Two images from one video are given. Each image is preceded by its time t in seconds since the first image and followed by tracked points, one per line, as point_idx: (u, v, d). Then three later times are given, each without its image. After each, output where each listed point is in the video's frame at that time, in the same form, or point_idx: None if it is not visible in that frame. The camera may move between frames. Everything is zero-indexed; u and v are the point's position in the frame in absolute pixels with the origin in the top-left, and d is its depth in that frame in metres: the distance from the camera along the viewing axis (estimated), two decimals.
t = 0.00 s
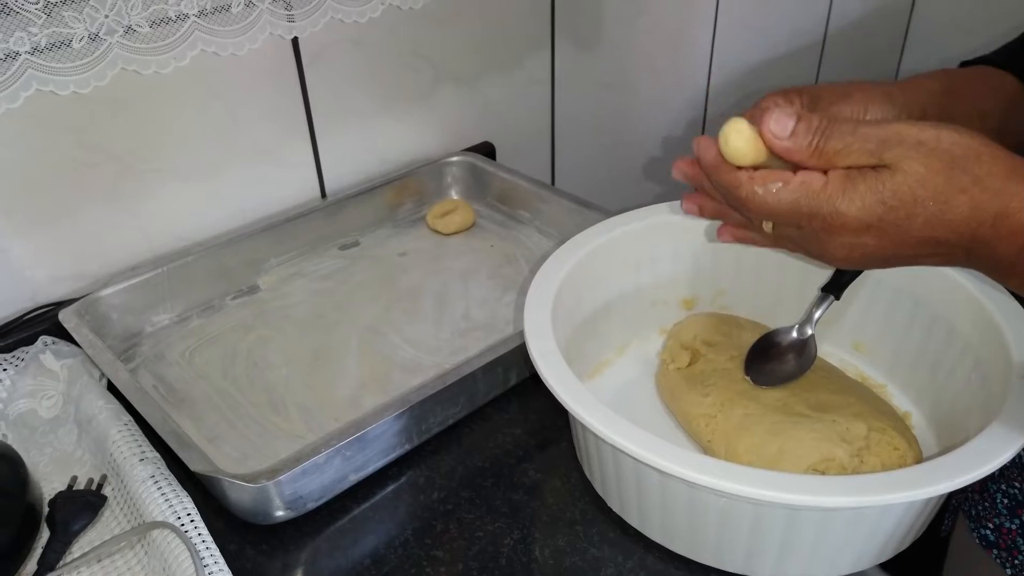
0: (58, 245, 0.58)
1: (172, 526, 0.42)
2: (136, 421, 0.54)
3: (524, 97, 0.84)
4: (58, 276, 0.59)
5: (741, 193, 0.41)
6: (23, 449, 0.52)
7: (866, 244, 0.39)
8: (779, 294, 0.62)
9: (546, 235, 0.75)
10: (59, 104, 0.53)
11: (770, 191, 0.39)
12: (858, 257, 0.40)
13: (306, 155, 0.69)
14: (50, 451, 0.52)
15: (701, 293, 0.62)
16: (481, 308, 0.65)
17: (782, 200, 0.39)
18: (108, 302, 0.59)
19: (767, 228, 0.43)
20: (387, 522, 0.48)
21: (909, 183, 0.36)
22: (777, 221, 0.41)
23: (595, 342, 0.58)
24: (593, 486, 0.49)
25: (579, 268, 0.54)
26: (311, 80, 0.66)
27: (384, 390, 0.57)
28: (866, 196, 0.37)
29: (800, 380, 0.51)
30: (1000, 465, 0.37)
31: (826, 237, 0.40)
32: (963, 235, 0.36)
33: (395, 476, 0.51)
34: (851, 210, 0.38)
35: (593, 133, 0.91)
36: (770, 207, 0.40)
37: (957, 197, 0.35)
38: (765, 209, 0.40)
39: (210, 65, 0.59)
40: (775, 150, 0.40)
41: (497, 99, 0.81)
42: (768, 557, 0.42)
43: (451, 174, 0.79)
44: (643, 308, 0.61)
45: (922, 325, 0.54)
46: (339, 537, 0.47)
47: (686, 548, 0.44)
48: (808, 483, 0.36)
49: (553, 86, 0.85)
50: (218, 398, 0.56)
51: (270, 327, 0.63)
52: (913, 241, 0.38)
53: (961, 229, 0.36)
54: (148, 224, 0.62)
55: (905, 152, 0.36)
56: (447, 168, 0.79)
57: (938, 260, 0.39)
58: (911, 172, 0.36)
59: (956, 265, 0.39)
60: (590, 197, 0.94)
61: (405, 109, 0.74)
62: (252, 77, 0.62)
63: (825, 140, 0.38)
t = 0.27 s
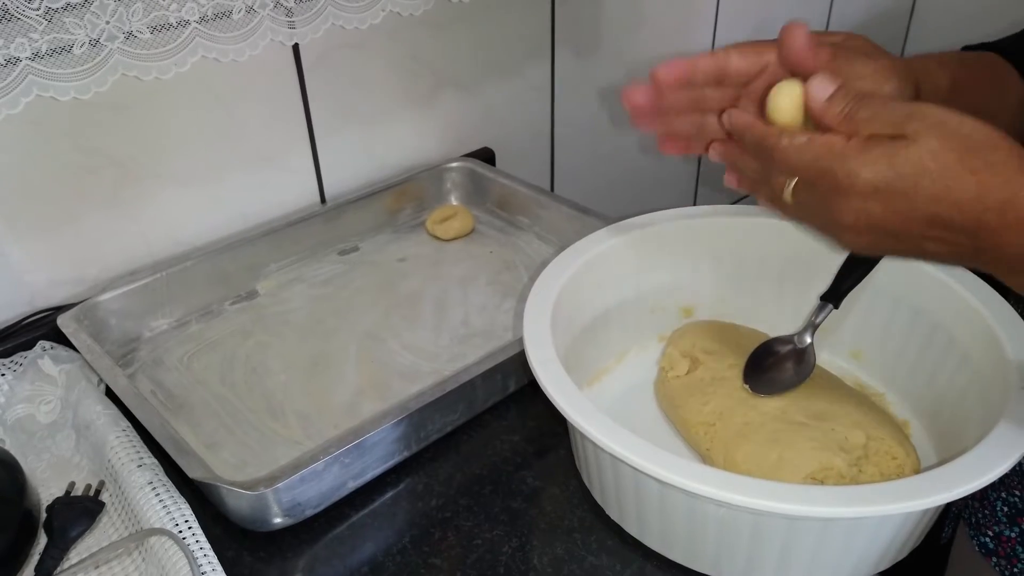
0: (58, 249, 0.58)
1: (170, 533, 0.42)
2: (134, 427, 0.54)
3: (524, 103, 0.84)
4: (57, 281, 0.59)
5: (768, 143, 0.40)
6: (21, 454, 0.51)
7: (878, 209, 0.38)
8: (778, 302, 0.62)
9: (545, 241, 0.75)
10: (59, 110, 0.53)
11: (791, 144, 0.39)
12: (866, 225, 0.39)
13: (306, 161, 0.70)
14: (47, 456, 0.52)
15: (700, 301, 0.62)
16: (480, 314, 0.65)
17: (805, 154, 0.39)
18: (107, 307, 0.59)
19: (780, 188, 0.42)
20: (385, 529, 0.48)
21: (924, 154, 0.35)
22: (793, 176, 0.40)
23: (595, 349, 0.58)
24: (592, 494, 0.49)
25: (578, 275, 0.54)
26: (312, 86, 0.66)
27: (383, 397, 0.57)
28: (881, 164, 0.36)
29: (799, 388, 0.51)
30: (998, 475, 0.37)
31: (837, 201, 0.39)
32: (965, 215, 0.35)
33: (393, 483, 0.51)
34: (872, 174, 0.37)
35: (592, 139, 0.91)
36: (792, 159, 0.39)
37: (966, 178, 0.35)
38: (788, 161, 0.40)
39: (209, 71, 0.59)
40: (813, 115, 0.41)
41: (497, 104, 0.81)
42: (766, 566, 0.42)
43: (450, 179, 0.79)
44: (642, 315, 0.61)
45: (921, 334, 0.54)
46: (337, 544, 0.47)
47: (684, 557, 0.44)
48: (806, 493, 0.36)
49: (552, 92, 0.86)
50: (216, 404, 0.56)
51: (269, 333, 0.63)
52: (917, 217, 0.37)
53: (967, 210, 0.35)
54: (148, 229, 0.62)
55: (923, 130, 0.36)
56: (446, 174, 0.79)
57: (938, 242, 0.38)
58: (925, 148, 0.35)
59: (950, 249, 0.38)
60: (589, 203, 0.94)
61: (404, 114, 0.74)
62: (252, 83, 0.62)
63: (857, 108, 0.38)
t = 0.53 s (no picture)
0: (58, 253, 0.58)
1: (171, 536, 0.42)
2: (135, 430, 0.54)
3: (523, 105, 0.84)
4: (58, 285, 0.59)
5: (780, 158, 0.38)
6: (23, 457, 0.52)
7: (901, 208, 0.36)
8: (778, 303, 0.62)
9: (545, 243, 0.75)
10: (60, 114, 0.54)
11: (809, 155, 0.37)
12: (856, 240, 0.40)
13: (307, 164, 0.70)
14: (49, 460, 0.52)
15: (701, 303, 0.62)
16: (480, 316, 0.65)
17: (819, 164, 0.37)
18: (108, 310, 0.59)
19: (793, 204, 0.40)
20: (386, 532, 0.48)
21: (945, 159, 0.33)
22: (811, 189, 0.38)
23: (595, 351, 0.58)
24: (592, 496, 0.49)
25: (578, 278, 0.54)
26: (312, 89, 0.66)
27: (384, 399, 0.57)
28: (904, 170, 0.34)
29: (799, 390, 0.51)
30: (997, 477, 0.37)
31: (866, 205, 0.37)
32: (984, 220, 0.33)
33: (394, 486, 0.51)
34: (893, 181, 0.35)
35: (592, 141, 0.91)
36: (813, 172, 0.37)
37: (991, 178, 0.32)
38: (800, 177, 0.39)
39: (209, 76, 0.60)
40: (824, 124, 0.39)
41: (496, 107, 0.82)
42: (767, 569, 0.42)
43: (450, 182, 0.79)
44: (641, 317, 0.61)
45: (921, 336, 0.54)
46: (338, 547, 0.47)
47: (685, 559, 0.44)
48: (807, 495, 0.37)
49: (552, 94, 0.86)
50: (217, 407, 0.56)
51: (270, 336, 0.63)
52: (941, 220, 0.35)
53: (982, 216, 0.33)
54: (149, 233, 0.63)
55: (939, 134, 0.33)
56: (446, 177, 0.79)
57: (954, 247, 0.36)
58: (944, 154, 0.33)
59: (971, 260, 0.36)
60: (589, 205, 0.94)
61: (404, 117, 0.74)
62: (251, 86, 0.62)
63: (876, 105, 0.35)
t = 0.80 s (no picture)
0: (59, 254, 0.58)
1: (170, 538, 0.42)
2: (135, 432, 0.54)
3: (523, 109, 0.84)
4: (57, 286, 0.59)
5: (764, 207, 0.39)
6: (22, 459, 0.52)
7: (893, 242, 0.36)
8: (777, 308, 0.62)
9: (545, 246, 0.75)
10: (61, 116, 0.54)
11: (786, 203, 0.38)
12: (856, 275, 0.40)
13: (307, 166, 0.70)
14: (48, 461, 0.52)
15: (700, 307, 0.62)
16: (479, 319, 0.66)
17: (797, 212, 0.38)
18: (108, 312, 0.60)
19: (784, 247, 0.41)
20: (385, 534, 0.48)
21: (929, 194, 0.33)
22: (799, 233, 0.39)
23: (594, 355, 0.58)
24: (590, 499, 0.49)
25: (578, 281, 0.54)
26: (313, 91, 0.66)
27: (383, 402, 0.57)
28: (888, 205, 0.34)
29: (798, 394, 0.52)
30: (994, 482, 0.37)
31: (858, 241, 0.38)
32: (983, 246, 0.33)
33: (393, 489, 0.51)
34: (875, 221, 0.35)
35: (592, 144, 0.92)
36: (795, 216, 0.38)
37: (976, 205, 0.32)
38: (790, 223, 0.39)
39: (211, 79, 0.60)
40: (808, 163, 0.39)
41: (497, 111, 0.82)
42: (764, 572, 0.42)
43: (450, 185, 0.79)
44: (641, 321, 0.61)
45: (919, 341, 0.54)
46: (337, 550, 0.47)
47: (682, 562, 0.44)
48: (804, 499, 0.37)
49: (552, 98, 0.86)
50: (216, 409, 0.56)
51: (270, 338, 0.63)
52: (937, 245, 0.35)
53: (977, 236, 0.33)
54: (149, 235, 0.63)
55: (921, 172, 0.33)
56: (446, 180, 0.79)
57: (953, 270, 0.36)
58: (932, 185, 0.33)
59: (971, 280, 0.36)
60: (589, 208, 0.94)
61: (405, 120, 0.75)
62: (252, 89, 0.63)
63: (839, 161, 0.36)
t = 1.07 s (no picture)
0: (60, 257, 0.58)
1: (171, 540, 0.42)
2: (135, 434, 0.54)
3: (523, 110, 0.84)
4: (58, 289, 0.59)
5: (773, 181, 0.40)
6: (23, 461, 0.52)
7: (896, 232, 0.38)
8: (776, 309, 0.62)
9: (545, 247, 0.75)
10: (62, 118, 0.54)
11: (800, 181, 0.39)
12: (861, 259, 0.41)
13: (307, 168, 0.70)
14: (49, 463, 0.52)
15: (700, 307, 0.63)
16: (479, 320, 0.66)
17: (813, 189, 0.39)
18: (108, 314, 0.60)
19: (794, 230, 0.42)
20: (385, 535, 0.48)
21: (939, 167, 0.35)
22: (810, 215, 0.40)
23: (594, 356, 0.58)
24: (591, 500, 0.49)
25: (577, 282, 0.54)
26: (313, 93, 0.66)
27: (383, 403, 0.57)
28: (900, 179, 0.36)
29: (798, 394, 0.52)
30: (993, 481, 0.37)
31: (857, 233, 0.39)
32: (989, 219, 0.35)
33: (393, 490, 0.51)
34: (879, 204, 0.37)
35: (591, 145, 0.92)
36: (800, 198, 0.39)
37: (988, 174, 0.35)
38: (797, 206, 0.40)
39: (211, 81, 0.60)
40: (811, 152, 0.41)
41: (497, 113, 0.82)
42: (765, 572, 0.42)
43: (450, 186, 0.79)
44: (641, 321, 0.61)
45: (919, 340, 0.54)
46: (337, 551, 0.47)
47: (683, 562, 0.44)
48: (803, 498, 0.37)
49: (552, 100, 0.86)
50: (217, 411, 0.56)
51: (270, 340, 0.63)
52: (943, 227, 0.37)
53: (987, 213, 0.35)
54: (149, 237, 0.63)
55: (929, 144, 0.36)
56: (446, 181, 0.79)
57: (959, 252, 0.38)
58: (941, 153, 0.35)
59: (977, 258, 0.38)
60: (588, 209, 0.94)
61: (404, 122, 0.75)
62: (252, 92, 0.63)
63: (855, 135, 0.39)
